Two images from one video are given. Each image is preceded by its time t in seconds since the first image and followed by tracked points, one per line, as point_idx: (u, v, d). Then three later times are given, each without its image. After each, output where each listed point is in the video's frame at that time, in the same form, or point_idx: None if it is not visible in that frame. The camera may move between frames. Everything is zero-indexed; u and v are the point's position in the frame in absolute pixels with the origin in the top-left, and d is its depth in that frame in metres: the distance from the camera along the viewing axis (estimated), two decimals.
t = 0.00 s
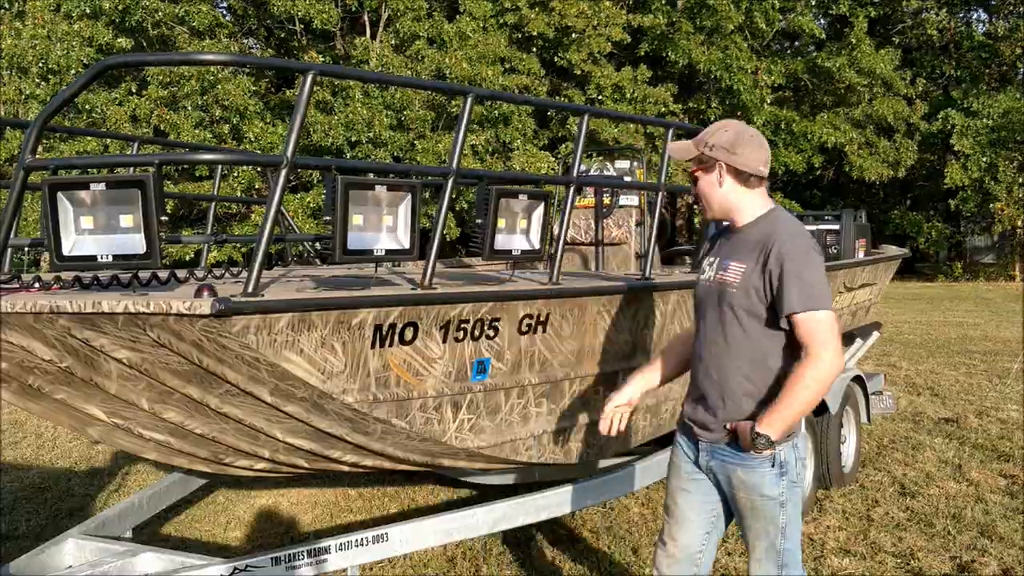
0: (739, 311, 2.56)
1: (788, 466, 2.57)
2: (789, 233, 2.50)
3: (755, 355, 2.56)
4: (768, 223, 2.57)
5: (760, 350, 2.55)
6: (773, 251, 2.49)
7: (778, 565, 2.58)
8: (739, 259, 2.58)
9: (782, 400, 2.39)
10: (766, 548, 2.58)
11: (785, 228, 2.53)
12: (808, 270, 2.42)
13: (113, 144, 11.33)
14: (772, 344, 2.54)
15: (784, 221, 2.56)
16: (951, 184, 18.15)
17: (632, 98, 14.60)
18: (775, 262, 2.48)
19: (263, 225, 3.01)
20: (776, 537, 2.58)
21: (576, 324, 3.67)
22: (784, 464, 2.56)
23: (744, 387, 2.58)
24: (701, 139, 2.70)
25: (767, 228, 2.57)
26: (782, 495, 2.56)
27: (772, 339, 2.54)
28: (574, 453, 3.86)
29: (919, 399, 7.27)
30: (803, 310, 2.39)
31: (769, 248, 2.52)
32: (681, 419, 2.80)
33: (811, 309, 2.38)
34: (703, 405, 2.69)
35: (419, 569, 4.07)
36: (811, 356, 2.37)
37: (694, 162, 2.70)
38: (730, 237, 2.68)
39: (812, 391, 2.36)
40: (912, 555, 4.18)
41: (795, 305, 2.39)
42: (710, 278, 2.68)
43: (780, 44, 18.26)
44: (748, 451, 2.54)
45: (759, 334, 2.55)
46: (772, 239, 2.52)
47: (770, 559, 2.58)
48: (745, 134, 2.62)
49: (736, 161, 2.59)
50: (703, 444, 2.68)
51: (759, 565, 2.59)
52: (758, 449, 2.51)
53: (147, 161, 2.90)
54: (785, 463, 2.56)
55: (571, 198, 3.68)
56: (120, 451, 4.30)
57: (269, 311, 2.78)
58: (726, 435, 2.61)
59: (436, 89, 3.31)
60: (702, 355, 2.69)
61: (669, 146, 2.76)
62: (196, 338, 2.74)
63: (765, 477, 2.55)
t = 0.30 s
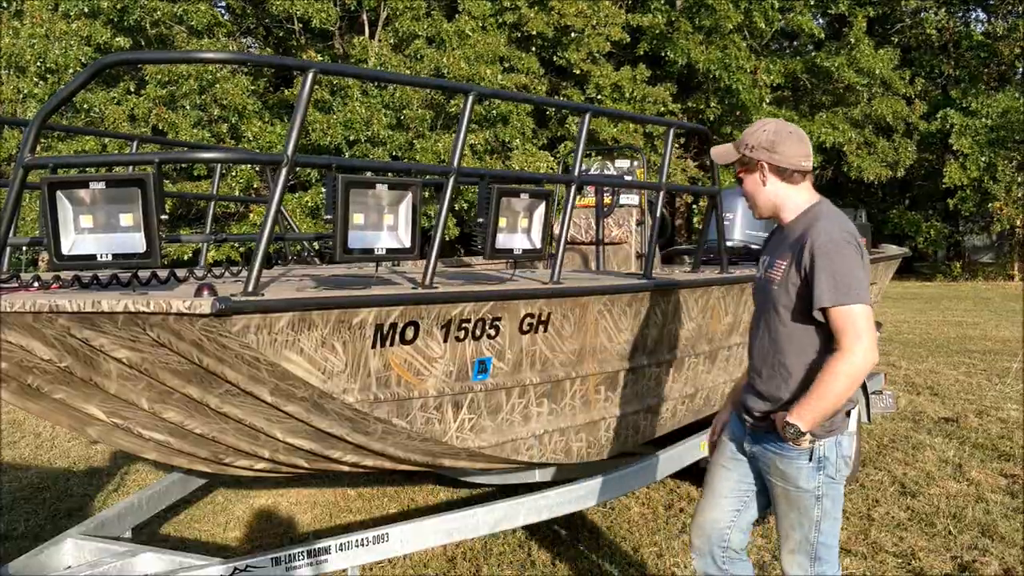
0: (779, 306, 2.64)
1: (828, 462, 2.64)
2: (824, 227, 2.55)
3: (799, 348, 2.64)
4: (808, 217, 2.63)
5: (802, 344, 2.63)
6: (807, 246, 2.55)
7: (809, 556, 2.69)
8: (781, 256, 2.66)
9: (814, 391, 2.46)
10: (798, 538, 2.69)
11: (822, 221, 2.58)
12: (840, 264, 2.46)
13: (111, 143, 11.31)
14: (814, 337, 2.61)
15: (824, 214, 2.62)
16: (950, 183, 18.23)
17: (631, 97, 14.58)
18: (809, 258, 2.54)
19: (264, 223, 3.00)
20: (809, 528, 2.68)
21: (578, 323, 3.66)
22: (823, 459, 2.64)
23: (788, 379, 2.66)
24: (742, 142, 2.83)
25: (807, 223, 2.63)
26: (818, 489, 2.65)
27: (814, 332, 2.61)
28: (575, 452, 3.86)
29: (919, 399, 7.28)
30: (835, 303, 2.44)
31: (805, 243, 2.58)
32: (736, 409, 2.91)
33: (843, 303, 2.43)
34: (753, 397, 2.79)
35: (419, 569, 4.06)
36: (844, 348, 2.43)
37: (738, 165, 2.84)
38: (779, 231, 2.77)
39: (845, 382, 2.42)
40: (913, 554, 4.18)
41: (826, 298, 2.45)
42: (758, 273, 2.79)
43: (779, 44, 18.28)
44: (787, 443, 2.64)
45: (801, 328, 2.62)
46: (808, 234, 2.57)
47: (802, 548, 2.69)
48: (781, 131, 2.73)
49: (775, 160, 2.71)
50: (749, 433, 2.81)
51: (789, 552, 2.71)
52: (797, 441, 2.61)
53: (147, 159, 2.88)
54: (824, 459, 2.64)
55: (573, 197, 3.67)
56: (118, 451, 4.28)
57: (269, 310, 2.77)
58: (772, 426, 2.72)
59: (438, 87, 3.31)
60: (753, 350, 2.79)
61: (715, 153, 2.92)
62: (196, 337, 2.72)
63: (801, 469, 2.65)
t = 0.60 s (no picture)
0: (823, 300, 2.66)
1: (859, 458, 2.66)
2: (874, 224, 2.56)
3: (839, 344, 2.65)
4: (857, 215, 2.66)
5: (842, 340, 2.64)
6: (856, 241, 2.57)
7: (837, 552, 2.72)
8: (827, 251, 2.68)
9: (852, 385, 2.47)
10: (827, 534, 2.72)
11: (871, 219, 2.60)
12: (889, 261, 2.47)
13: (108, 142, 11.27)
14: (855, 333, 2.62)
15: (872, 212, 2.64)
16: (947, 182, 18.25)
17: (629, 96, 14.58)
18: (858, 253, 2.55)
19: (263, 222, 2.99)
20: (838, 524, 2.70)
21: (578, 322, 3.65)
22: (854, 454, 2.65)
23: (825, 374, 2.67)
24: (792, 136, 2.82)
25: (855, 221, 2.65)
26: (847, 485, 2.67)
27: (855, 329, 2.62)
28: (575, 451, 3.85)
29: (917, 398, 7.30)
30: (879, 297, 2.45)
31: (854, 239, 2.60)
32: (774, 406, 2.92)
33: (888, 299, 2.44)
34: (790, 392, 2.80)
35: (418, 569, 4.05)
36: (884, 344, 2.43)
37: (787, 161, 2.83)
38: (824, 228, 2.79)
39: (883, 378, 2.42)
40: (913, 554, 4.18)
41: (871, 293, 2.46)
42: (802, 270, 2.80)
43: (776, 44, 18.35)
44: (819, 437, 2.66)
45: (843, 324, 2.64)
46: (858, 230, 2.59)
47: (829, 544, 2.72)
48: (835, 128, 2.76)
49: (832, 154, 2.73)
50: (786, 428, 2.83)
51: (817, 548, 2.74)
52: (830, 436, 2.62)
53: (145, 157, 2.86)
54: (856, 455, 2.65)
55: (573, 195, 3.67)
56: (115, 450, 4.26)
57: (269, 308, 2.75)
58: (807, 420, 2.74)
59: (438, 85, 3.31)
60: (791, 344, 2.81)
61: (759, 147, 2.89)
62: (195, 336, 2.71)
63: (832, 465, 2.67)
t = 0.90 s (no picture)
0: (872, 303, 2.84)
1: (903, 455, 2.84)
2: (922, 232, 2.77)
3: (886, 345, 2.83)
4: (902, 223, 2.86)
5: (890, 341, 2.82)
6: (905, 249, 2.77)
7: (866, 544, 2.88)
8: (872, 257, 2.87)
9: (907, 381, 2.64)
10: (863, 526, 2.88)
11: (918, 228, 2.80)
12: (939, 267, 2.68)
13: (103, 141, 11.23)
14: (901, 334, 2.81)
15: (916, 221, 2.85)
16: (942, 182, 18.23)
17: (625, 96, 14.58)
18: (909, 259, 2.75)
19: (259, 222, 2.97)
20: (873, 517, 2.87)
21: (576, 322, 3.64)
22: (899, 451, 2.84)
23: (873, 373, 2.84)
24: (855, 137, 2.97)
25: (901, 229, 2.85)
26: (889, 480, 2.85)
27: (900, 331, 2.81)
28: (573, 451, 3.84)
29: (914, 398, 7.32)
30: (933, 299, 2.64)
31: (901, 246, 2.80)
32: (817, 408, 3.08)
33: (941, 302, 2.63)
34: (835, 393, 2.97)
35: (415, 569, 4.04)
36: (939, 344, 2.61)
37: (851, 157, 2.95)
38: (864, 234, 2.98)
39: (936, 376, 2.60)
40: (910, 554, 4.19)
41: (926, 296, 2.65)
42: (842, 275, 2.98)
43: (772, 44, 18.40)
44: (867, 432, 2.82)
45: (890, 325, 2.82)
46: (905, 238, 2.80)
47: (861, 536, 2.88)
48: (890, 137, 2.99)
49: (895, 161, 2.96)
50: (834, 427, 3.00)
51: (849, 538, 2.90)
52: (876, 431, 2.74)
53: (142, 155, 2.85)
54: (901, 452, 2.84)
55: (571, 195, 3.67)
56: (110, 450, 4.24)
57: (266, 307, 2.74)
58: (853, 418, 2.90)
59: (435, 84, 3.31)
60: (835, 344, 2.98)
61: (825, 138, 2.96)
62: (191, 335, 2.70)
63: (877, 460, 2.84)
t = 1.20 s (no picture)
0: (903, 296, 2.93)
1: (938, 433, 2.89)
2: (946, 226, 2.88)
3: (920, 334, 2.92)
4: (922, 220, 2.97)
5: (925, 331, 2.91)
6: (933, 242, 2.88)
7: (883, 511, 2.90)
8: (897, 253, 2.97)
9: (950, 360, 2.69)
10: (882, 493, 2.90)
11: (940, 223, 2.92)
12: (969, 256, 2.78)
13: (88, 138, 11.15)
14: (934, 324, 2.90)
15: (935, 217, 2.96)
16: (928, 181, 18.28)
17: (613, 94, 14.62)
18: (937, 252, 2.85)
19: (245, 219, 2.95)
20: (894, 488, 2.90)
21: (564, 320, 3.63)
22: (934, 430, 2.88)
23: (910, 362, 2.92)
24: (880, 140, 3.02)
25: (922, 226, 2.96)
26: (920, 455, 2.89)
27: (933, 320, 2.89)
28: (560, 450, 3.84)
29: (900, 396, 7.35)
30: (968, 286, 2.74)
31: (928, 241, 2.90)
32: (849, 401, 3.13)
33: (976, 287, 2.73)
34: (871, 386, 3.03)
35: (402, 569, 4.02)
36: (979, 326, 2.68)
37: (880, 159, 2.99)
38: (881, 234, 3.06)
39: (977, 355, 2.67)
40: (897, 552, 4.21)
41: (960, 282, 2.75)
42: (865, 273, 3.07)
43: (759, 43, 18.51)
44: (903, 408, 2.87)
45: (922, 316, 2.91)
46: (930, 233, 2.90)
47: (879, 503, 2.90)
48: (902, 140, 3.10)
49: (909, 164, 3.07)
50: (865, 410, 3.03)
51: (866, 504, 2.92)
52: (913, 408, 2.86)
53: (127, 152, 2.82)
54: (936, 430, 2.88)
55: (559, 193, 3.66)
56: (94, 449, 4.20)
57: (251, 306, 2.72)
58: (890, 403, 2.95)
59: (423, 81, 3.29)
60: (865, 339, 3.04)
61: (859, 140, 2.97)
62: (176, 334, 2.68)
63: (912, 434, 2.89)
